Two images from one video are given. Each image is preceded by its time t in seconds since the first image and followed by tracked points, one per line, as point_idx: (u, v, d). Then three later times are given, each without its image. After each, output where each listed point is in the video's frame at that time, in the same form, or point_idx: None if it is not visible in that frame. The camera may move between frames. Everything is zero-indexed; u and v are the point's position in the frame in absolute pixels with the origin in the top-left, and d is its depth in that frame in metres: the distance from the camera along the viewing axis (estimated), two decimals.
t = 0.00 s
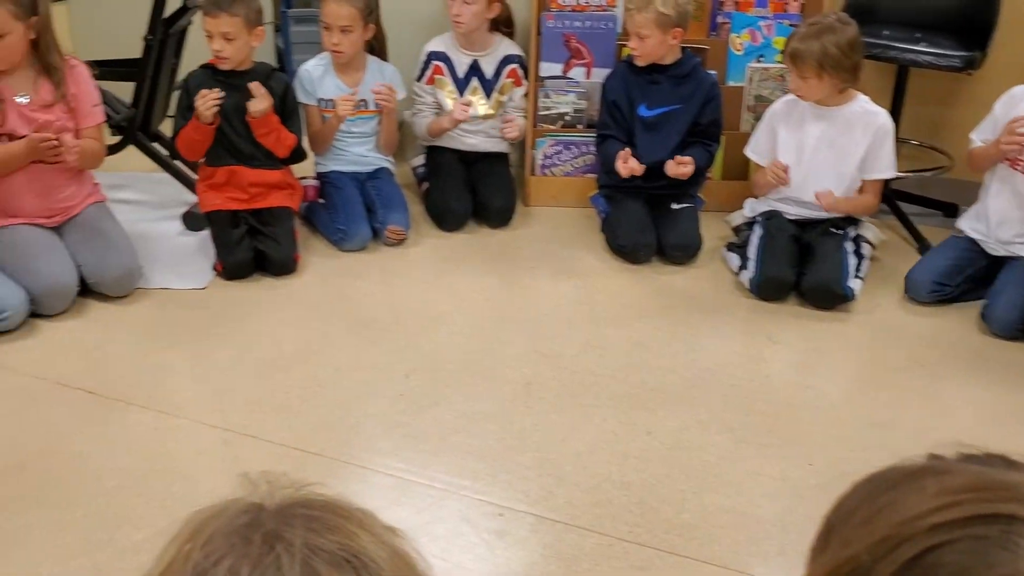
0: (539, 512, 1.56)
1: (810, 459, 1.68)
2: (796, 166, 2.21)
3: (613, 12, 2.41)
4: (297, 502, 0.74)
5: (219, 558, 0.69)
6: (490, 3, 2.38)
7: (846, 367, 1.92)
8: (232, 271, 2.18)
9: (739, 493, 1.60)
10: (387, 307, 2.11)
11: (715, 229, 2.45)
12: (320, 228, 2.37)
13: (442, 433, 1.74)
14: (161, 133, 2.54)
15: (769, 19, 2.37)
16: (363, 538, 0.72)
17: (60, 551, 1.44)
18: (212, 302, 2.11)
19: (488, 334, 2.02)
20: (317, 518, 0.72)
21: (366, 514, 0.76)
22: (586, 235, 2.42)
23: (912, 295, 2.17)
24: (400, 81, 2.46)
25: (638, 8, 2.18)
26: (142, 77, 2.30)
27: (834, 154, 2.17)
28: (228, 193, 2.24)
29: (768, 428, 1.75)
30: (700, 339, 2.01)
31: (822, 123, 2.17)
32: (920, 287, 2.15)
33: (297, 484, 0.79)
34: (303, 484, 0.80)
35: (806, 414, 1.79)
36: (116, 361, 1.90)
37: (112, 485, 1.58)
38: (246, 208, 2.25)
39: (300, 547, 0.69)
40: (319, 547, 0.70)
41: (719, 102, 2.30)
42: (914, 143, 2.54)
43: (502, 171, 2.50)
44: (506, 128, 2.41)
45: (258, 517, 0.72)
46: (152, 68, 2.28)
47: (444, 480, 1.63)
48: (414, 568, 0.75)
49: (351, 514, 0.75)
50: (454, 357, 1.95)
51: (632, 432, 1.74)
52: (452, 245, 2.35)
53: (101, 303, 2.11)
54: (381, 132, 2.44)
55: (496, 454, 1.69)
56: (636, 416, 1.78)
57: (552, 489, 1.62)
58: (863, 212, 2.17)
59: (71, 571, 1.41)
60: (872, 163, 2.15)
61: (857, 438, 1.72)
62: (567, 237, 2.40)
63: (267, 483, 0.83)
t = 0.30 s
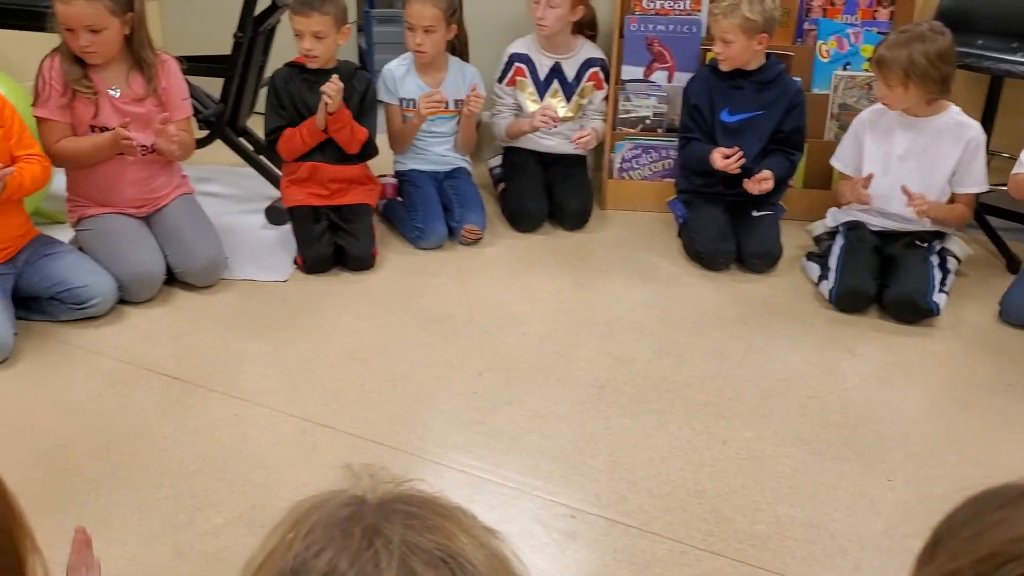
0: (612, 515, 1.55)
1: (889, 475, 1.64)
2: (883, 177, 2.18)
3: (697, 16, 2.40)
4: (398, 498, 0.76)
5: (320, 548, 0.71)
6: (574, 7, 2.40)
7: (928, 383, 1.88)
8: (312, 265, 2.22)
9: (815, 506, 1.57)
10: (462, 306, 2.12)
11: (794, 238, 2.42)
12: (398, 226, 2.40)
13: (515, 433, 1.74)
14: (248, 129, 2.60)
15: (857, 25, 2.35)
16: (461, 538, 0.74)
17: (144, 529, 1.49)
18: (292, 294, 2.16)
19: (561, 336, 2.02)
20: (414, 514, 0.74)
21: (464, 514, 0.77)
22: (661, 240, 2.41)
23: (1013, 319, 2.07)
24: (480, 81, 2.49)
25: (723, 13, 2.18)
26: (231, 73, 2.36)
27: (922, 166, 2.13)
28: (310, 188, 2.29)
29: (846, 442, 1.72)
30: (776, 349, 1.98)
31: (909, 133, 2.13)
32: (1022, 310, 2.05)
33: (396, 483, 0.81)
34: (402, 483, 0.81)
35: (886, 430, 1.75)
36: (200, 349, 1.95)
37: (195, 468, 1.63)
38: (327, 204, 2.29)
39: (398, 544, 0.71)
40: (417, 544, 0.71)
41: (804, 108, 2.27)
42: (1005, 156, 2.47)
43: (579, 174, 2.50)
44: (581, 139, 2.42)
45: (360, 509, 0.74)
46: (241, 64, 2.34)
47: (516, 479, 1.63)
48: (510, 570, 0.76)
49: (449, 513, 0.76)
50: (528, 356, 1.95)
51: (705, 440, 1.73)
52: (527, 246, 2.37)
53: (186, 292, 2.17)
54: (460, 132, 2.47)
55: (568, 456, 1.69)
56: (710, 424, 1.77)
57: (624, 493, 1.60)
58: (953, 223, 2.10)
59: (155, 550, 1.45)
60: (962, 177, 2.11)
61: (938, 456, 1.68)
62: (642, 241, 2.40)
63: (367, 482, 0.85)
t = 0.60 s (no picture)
0: (657, 519, 1.54)
1: (940, 483, 1.61)
2: (936, 180, 2.14)
3: (746, 16, 2.39)
4: (446, 503, 0.76)
5: (369, 549, 0.71)
6: (623, 7, 2.39)
7: (981, 389, 1.85)
8: (358, 264, 2.24)
9: (864, 513, 1.55)
10: (507, 306, 2.12)
11: (842, 242, 2.39)
12: (443, 226, 2.41)
13: (559, 434, 1.74)
14: (297, 130, 2.63)
15: (909, 26, 2.32)
16: (509, 545, 0.74)
17: (193, 523, 1.51)
18: (338, 293, 2.18)
19: (605, 337, 2.01)
20: (464, 518, 0.74)
21: (515, 522, 0.77)
22: (707, 242, 2.39)
23: None
24: (526, 85, 2.47)
25: (772, 14, 2.16)
26: (280, 73, 2.39)
27: (978, 170, 2.09)
28: (356, 188, 2.31)
29: (897, 448, 1.69)
30: (824, 353, 1.96)
31: (966, 136, 2.09)
32: None
33: (446, 488, 0.81)
34: (452, 487, 0.81)
35: (937, 436, 1.72)
36: (248, 346, 1.98)
37: (243, 464, 1.64)
38: (373, 205, 2.31)
39: (442, 550, 0.71)
40: (464, 551, 0.71)
41: (853, 110, 2.24)
42: None
43: (624, 175, 2.50)
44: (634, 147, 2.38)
45: (409, 513, 0.74)
46: (291, 65, 2.37)
47: (560, 481, 1.62)
48: None
49: (501, 520, 0.76)
50: (572, 357, 1.95)
51: (751, 444, 1.71)
52: (572, 247, 2.37)
53: (235, 290, 2.20)
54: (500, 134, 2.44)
55: (612, 458, 1.68)
56: (756, 428, 1.75)
57: (669, 496, 1.59)
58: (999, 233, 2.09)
59: (204, 544, 1.47)
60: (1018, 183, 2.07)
61: (992, 465, 1.65)
62: (688, 243, 2.39)
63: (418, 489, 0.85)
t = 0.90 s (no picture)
0: (695, 524, 1.53)
1: (983, 492, 1.59)
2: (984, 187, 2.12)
3: (785, 20, 2.39)
4: (489, 512, 0.76)
5: (413, 553, 0.72)
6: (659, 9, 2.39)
7: None
8: (395, 268, 2.26)
9: (906, 521, 1.53)
10: (543, 310, 2.13)
11: (882, 247, 2.37)
12: (479, 230, 2.42)
13: (596, 438, 1.73)
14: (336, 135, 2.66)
15: (951, 29, 2.30)
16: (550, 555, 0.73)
17: (234, 523, 1.53)
18: (376, 297, 2.20)
19: (642, 342, 2.01)
20: (505, 527, 0.74)
21: (561, 534, 0.77)
22: (744, 247, 2.38)
23: None
24: (564, 87, 2.49)
25: (811, 18, 2.15)
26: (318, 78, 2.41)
27: None
28: (393, 193, 2.32)
29: (939, 456, 1.67)
30: (864, 359, 1.94)
31: (1014, 142, 2.07)
32: None
33: (490, 497, 0.82)
34: (496, 495, 0.82)
35: (980, 444, 1.70)
36: (287, 348, 2.00)
37: (282, 465, 1.66)
38: (409, 208, 2.33)
39: (480, 558, 0.71)
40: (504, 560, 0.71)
41: (894, 114, 2.22)
42: None
43: (660, 179, 2.50)
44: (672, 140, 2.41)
45: (454, 520, 0.74)
46: (329, 70, 2.39)
47: (598, 485, 1.62)
48: None
49: (545, 531, 0.76)
50: (609, 362, 1.95)
51: (790, 451, 1.70)
52: (608, 251, 2.37)
53: (274, 292, 2.22)
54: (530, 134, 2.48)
55: (649, 463, 1.67)
56: (795, 435, 1.73)
57: (707, 502, 1.58)
58: None
59: (244, 544, 1.48)
60: None
61: None
62: (725, 248, 2.38)
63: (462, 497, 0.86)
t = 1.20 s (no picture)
0: (717, 532, 1.52)
1: (1009, 505, 1.57)
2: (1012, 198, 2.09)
3: (813, 27, 2.38)
4: (513, 523, 0.76)
5: (434, 560, 0.72)
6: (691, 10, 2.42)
7: None
8: (419, 270, 2.27)
9: (931, 533, 1.51)
10: (565, 314, 2.13)
11: (907, 256, 2.36)
12: (502, 234, 2.42)
13: (618, 444, 1.73)
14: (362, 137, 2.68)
15: (980, 37, 2.29)
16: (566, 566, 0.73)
17: (257, 522, 1.53)
18: (399, 298, 2.21)
19: (665, 348, 2.00)
20: (524, 538, 0.74)
21: (584, 547, 0.76)
22: (769, 253, 2.38)
23: None
24: (590, 90, 2.50)
25: (839, 25, 2.14)
26: (345, 81, 2.43)
27: None
28: (418, 195, 2.33)
29: (965, 467, 1.66)
30: (889, 368, 1.93)
31: None
32: None
33: (515, 506, 0.81)
34: (521, 504, 0.82)
35: (1007, 456, 1.68)
36: (311, 349, 2.01)
37: (305, 465, 1.67)
38: (433, 211, 2.33)
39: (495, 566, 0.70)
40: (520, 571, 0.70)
41: (922, 122, 2.20)
42: None
43: (684, 185, 2.50)
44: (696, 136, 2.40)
45: (476, 529, 0.74)
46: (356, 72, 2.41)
47: (620, 491, 1.61)
48: None
49: (568, 541, 0.76)
50: (632, 367, 1.94)
51: (815, 460, 1.68)
52: (631, 256, 2.36)
53: (298, 293, 2.23)
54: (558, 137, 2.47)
55: (672, 470, 1.66)
56: (820, 443, 1.72)
57: (730, 510, 1.57)
58: None
59: (267, 543, 1.49)
60: None
61: None
62: (749, 255, 2.37)
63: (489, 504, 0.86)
